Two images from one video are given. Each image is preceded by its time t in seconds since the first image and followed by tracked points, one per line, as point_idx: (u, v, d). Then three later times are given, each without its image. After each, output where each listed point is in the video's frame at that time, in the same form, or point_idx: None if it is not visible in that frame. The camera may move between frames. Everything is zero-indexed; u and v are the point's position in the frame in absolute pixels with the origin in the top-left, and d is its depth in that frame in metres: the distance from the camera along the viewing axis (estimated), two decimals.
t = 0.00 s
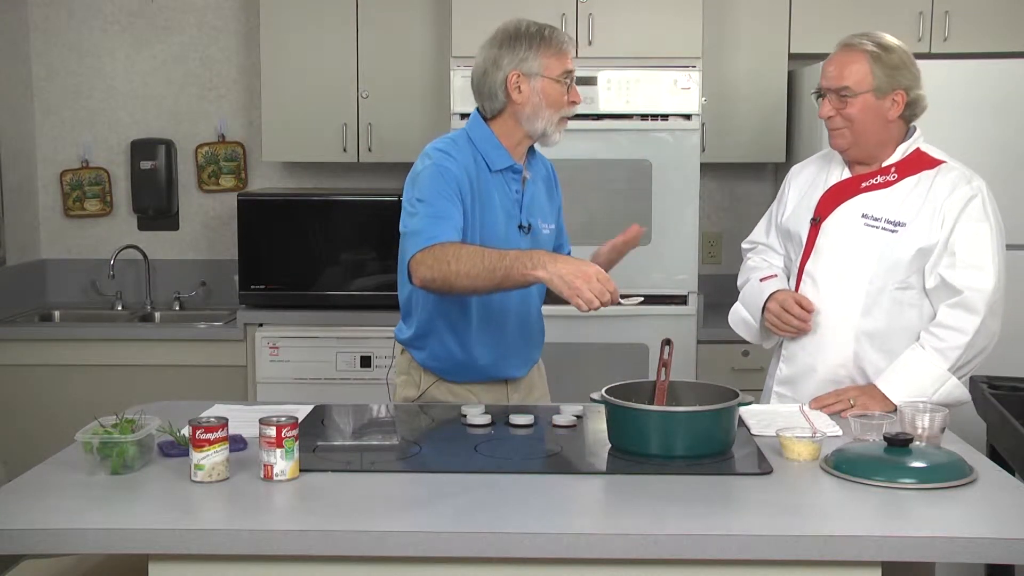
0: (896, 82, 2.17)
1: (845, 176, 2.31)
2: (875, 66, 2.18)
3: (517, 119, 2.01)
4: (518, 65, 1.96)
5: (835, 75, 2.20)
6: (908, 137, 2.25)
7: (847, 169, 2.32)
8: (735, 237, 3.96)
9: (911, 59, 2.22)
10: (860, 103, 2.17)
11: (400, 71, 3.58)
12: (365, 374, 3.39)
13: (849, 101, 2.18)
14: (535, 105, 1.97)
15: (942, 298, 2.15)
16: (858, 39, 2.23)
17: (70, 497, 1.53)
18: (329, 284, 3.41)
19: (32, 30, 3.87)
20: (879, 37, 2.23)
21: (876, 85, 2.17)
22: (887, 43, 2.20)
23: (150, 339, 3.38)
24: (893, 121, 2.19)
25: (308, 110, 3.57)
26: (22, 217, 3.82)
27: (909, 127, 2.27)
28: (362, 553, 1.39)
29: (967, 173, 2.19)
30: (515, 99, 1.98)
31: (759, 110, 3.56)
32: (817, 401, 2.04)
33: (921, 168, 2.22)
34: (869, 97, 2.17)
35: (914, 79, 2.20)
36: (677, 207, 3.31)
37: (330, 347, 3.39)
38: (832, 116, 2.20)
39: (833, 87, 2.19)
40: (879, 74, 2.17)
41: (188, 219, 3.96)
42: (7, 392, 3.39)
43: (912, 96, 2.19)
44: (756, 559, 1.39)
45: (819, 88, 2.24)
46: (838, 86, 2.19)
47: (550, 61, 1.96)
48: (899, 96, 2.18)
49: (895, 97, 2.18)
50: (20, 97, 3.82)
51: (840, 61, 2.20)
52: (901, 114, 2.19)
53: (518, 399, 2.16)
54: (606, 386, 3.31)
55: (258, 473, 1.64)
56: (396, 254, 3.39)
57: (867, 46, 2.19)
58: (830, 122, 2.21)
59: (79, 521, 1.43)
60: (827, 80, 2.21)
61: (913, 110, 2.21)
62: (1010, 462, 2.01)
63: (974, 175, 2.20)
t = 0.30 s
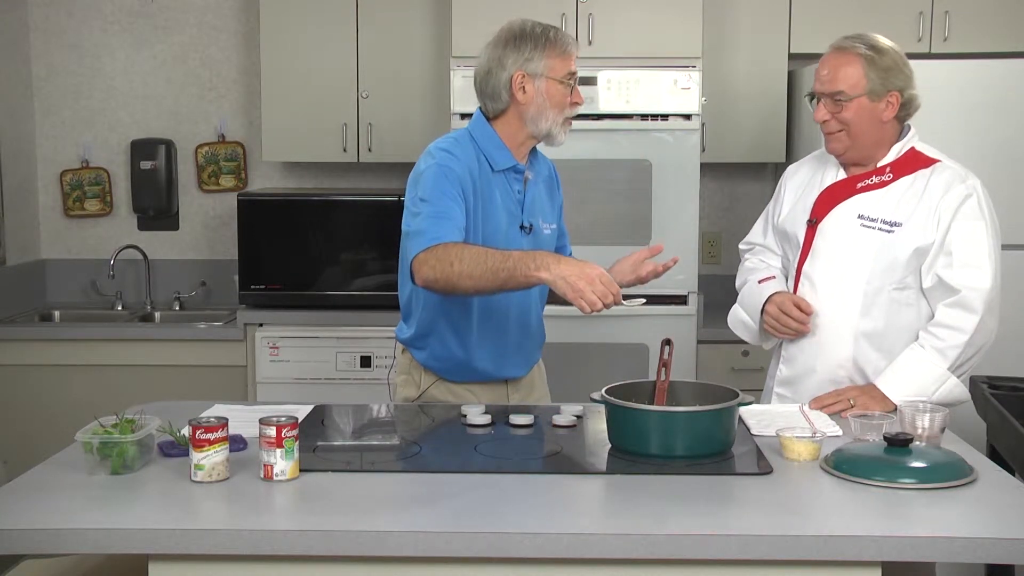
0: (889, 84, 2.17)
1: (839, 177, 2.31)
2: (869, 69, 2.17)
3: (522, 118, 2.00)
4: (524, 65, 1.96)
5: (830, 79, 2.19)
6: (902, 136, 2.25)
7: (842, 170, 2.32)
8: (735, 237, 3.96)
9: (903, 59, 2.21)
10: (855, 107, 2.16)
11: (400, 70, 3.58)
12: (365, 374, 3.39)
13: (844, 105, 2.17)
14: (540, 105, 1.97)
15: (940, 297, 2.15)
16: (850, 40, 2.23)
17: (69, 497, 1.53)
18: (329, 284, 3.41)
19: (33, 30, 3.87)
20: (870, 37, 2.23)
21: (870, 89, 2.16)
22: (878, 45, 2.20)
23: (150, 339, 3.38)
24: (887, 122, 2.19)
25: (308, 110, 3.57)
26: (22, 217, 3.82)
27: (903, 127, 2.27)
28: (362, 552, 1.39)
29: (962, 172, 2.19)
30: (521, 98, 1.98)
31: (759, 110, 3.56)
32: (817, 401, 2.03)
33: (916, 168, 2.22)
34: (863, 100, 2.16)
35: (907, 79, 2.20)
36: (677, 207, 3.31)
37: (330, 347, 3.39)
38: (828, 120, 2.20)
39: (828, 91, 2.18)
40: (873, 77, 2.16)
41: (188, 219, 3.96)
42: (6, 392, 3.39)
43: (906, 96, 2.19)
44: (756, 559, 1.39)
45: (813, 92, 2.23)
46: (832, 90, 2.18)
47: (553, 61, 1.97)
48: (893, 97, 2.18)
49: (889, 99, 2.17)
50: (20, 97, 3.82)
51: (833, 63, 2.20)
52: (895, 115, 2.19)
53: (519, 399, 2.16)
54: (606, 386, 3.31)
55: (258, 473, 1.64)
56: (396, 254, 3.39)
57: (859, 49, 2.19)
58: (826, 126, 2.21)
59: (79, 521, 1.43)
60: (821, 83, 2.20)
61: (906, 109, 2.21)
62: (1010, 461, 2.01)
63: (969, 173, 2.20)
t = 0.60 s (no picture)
0: (888, 94, 2.12)
1: (834, 181, 2.31)
2: (869, 87, 2.10)
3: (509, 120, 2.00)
4: (510, 66, 1.96)
5: (824, 106, 2.10)
6: (896, 136, 2.24)
7: (836, 174, 2.31)
8: (735, 237, 3.96)
9: (889, 64, 2.15)
10: (864, 126, 2.12)
11: (400, 71, 3.58)
12: (365, 374, 3.39)
13: (853, 127, 2.11)
14: (519, 111, 1.96)
15: (939, 294, 2.14)
16: (839, 54, 2.13)
17: (70, 497, 1.53)
18: (329, 284, 3.41)
19: (33, 30, 3.87)
20: (856, 47, 2.14)
21: (874, 106, 2.10)
22: (869, 57, 2.12)
23: (150, 339, 3.38)
24: (887, 126, 2.17)
25: (308, 110, 3.57)
26: (22, 217, 3.82)
27: (896, 126, 2.26)
28: (362, 553, 1.39)
29: (956, 169, 2.18)
30: (506, 99, 1.99)
31: (759, 110, 3.56)
32: (817, 401, 2.04)
33: (911, 166, 2.21)
34: (870, 118, 2.11)
35: (899, 82, 2.15)
36: (677, 207, 3.31)
37: (330, 347, 3.39)
38: (837, 143, 2.14)
39: (833, 118, 2.11)
40: (875, 94, 2.10)
41: (188, 218, 3.96)
42: (7, 392, 3.39)
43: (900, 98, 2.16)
44: (756, 559, 1.39)
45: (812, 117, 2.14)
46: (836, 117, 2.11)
47: (538, 71, 1.92)
48: (892, 103, 2.14)
49: (889, 106, 2.13)
50: (21, 97, 3.82)
51: (823, 85, 2.11)
52: (894, 117, 2.17)
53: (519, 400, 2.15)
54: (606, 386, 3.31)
55: (258, 473, 1.64)
56: (396, 254, 3.39)
57: (855, 67, 2.10)
58: (835, 148, 2.16)
59: (79, 521, 1.43)
60: (820, 110, 2.12)
61: (898, 107, 2.18)
62: (1010, 461, 2.01)
63: (964, 170, 2.19)
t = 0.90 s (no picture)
0: (874, 91, 2.13)
1: (822, 181, 2.30)
2: (856, 86, 2.10)
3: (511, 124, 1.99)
4: (514, 72, 1.93)
5: (811, 108, 2.10)
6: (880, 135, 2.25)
7: (823, 174, 2.31)
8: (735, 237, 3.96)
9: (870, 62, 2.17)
10: (854, 123, 2.12)
11: (400, 71, 3.58)
12: (365, 374, 3.39)
13: (843, 126, 2.11)
14: (517, 120, 1.94)
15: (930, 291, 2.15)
16: (824, 56, 2.14)
17: (71, 497, 1.53)
18: (329, 284, 3.41)
19: (33, 30, 3.87)
20: (840, 49, 2.15)
21: (862, 103, 2.10)
22: (852, 58, 2.13)
23: (150, 339, 3.38)
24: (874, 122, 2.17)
25: (307, 110, 3.57)
26: (22, 217, 3.82)
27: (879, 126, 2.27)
28: (362, 552, 1.39)
29: (942, 166, 2.19)
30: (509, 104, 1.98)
31: (759, 110, 3.56)
32: (816, 399, 2.03)
33: (898, 165, 2.21)
34: (859, 115, 2.11)
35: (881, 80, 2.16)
36: (677, 207, 3.31)
37: (330, 347, 3.39)
38: (828, 143, 2.14)
39: (823, 119, 2.10)
40: (862, 92, 2.10)
41: (188, 218, 3.96)
42: (7, 392, 3.39)
43: (884, 94, 2.17)
44: (756, 559, 1.39)
45: (801, 119, 2.13)
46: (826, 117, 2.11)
47: (536, 83, 1.89)
48: (877, 101, 2.15)
49: (875, 103, 2.14)
50: (21, 97, 3.82)
51: (808, 86, 2.11)
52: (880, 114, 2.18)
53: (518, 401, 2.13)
54: (606, 386, 3.31)
55: (258, 473, 1.64)
56: (396, 254, 3.39)
57: (842, 67, 2.10)
58: (827, 149, 2.15)
59: (79, 521, 1.43)
60: (809, 112, 2.11)
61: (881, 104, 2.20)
62: (1011, 461, 2.01)
63: (949, 167, 2.21)
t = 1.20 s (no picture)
0: (855, 90, 2.14)
1: (797, 179, 2.30)
2: (840, 82, 2.11)
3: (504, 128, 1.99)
4: (505, 77, 1.92)
5: (793, 101, 2.11)
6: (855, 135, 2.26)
7: (798, 171, 2.30)
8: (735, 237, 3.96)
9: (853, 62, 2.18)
10: (835, 119, 2.12)
11: (400, 71, 3.58)
12: (365, 374, 3.40)
13: (824, 120, 2.12)
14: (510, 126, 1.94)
15: (906, 289, 2.15)
16: (809, 51, 2.14)
17: (71, 497, 1.53)
18: (329, 284, 3.41)
19: (33, 30, 3.88)
20: (824, 45, 2.16)
21: (843, 100, 2.12)
22: (837, 55, 2.14)
23: (150, 338, 3.38)
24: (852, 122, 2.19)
25: (307, 110, 3.57)
26: (22, 217, 3.82)
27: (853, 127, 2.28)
28: (362, 553, 1.39)
29: (916, 167, 2.21)
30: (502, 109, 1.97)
31: (760, 110, 3.56)
32: (819, 395, 2.02)
33: (873, 165, 2.22)
34: (840, 112, 2.13)
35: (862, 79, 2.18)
36: (677, 207, 3.31)
37: (330, 347, 3.39)
38: (808, 138, 2.14)
39: (806, 112, 2.10)
40: (845, 89, 2.12)
41: (188, 218, 3.96)
42: (6, 392, 3.39)
43: (863, 95, 2.19)
44: (755, 559, 1.39)
45: (783, 112, 2.13)
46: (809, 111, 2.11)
47: (526, 89, 1.87)
48: (857, 99, 2.17)
49: (854, 102, 2.16)
50: (20, 97, 3.82)
51: (791, 79, 2.11)
52: (858, 114, 2.19)
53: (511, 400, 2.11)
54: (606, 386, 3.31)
55: (258, 474, 1.64)
56: (396, 254, 3.39)
57: (827, 63, 2.11)
58: (806, 143, 2.15)
59: (79, 521, 1.43)
60: (791, 104, 2.11)
61: (860, 105, 2.22)
62: (1010, 461, 2.01)
63: (922, 169, 2.22)
